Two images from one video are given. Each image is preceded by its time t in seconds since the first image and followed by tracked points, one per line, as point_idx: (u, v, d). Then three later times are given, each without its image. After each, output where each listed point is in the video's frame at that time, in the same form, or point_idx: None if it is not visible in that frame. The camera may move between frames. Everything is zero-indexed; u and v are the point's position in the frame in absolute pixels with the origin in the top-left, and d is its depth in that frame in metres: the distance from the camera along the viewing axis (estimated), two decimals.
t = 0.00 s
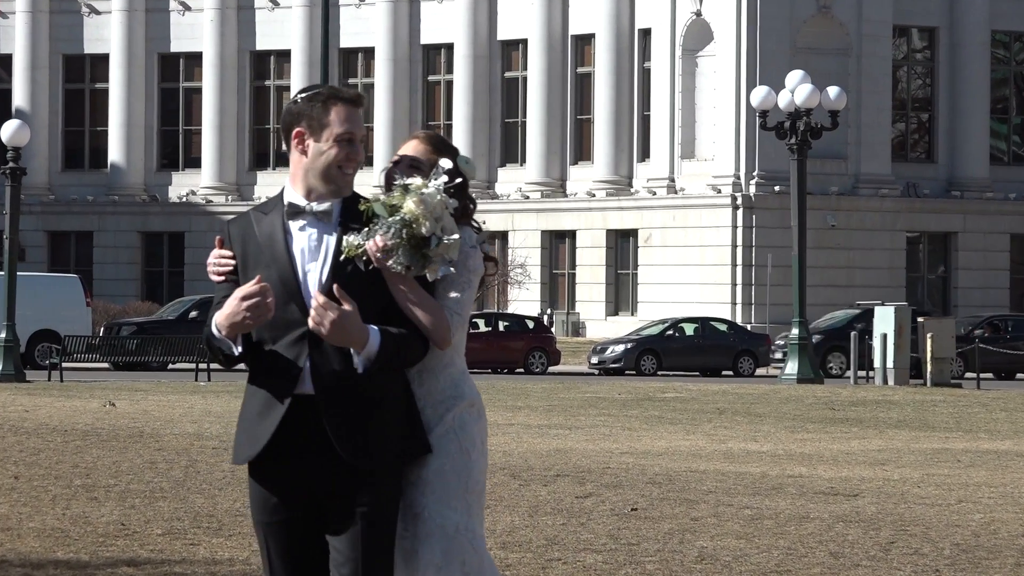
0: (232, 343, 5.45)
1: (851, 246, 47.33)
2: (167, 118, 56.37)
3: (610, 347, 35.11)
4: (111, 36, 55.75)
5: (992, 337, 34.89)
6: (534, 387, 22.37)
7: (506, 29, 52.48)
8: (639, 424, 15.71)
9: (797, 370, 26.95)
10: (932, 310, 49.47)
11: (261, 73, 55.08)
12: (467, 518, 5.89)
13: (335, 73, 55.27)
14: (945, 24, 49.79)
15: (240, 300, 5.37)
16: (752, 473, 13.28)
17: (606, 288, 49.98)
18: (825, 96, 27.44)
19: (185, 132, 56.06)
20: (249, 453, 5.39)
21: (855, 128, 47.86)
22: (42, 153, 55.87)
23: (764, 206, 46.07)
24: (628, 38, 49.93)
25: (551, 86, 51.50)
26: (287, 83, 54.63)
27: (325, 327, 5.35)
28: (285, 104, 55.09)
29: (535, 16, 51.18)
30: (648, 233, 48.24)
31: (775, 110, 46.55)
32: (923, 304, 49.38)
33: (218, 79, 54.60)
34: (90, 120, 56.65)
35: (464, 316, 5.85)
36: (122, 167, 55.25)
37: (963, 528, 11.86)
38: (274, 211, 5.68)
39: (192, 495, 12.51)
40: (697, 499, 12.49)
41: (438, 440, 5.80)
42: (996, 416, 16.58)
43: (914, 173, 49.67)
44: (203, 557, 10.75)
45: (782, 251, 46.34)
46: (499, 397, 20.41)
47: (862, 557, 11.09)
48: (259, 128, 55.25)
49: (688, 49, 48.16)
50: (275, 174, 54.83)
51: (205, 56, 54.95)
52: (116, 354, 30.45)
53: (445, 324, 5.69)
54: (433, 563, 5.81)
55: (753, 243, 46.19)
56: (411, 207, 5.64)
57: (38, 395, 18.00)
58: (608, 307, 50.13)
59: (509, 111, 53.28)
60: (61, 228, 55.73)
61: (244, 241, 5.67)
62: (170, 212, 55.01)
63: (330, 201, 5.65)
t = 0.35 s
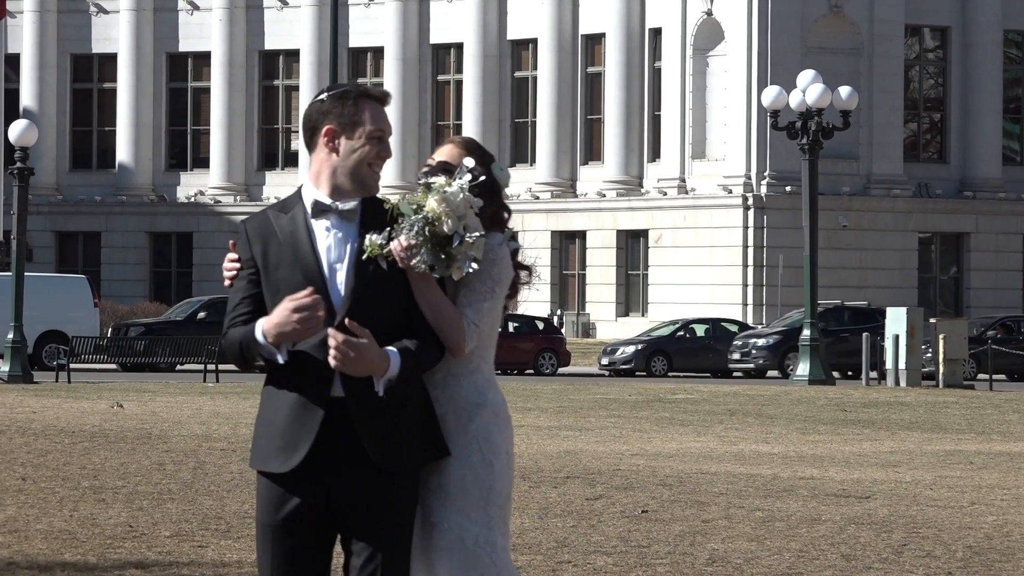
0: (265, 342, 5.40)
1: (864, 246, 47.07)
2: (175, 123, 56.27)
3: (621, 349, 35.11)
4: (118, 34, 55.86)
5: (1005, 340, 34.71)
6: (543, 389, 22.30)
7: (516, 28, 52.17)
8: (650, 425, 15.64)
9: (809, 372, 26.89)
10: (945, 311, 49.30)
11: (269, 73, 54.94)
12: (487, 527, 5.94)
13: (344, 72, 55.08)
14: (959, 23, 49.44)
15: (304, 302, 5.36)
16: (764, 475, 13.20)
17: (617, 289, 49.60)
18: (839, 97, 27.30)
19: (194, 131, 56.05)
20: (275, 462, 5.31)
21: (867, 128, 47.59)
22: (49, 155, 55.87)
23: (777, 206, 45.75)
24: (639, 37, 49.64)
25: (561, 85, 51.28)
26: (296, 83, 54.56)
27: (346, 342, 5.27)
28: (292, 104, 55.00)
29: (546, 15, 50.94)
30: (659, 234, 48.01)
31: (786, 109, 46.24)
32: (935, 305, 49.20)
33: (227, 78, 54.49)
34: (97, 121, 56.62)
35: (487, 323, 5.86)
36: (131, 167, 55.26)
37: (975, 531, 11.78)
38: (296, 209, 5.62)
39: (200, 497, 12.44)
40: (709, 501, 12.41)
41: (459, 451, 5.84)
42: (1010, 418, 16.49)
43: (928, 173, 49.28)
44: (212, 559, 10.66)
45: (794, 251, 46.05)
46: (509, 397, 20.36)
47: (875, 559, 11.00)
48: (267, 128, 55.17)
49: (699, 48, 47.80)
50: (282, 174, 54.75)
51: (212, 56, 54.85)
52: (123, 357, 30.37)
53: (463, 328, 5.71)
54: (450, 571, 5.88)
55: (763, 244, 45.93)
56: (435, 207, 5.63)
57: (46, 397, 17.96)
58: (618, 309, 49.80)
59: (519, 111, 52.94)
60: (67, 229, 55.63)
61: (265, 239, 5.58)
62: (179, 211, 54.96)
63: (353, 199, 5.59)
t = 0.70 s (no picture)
0: (307, 351, 5.25)
1: (883, 245, 46.63)
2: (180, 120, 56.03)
3: (635, 351, 34.78)
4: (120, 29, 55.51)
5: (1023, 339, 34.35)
6: (557, 392, 22.05)
7: (527, 23, 51.63)
8: (664, 429, 15.39)
9: (828, 373, 26.65)
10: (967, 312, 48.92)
11: (276, 69, 54.66)
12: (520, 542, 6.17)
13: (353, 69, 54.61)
14: (979, 18, 49.00)
15: (363, 328, 5.20)
16: (780, 479, 12.94)
17: (630, 289, 49.23)
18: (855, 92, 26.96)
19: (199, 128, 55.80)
20: (298, 466, 5.27)
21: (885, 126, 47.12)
22: (51, 152, 55.55)
23: (794, 204, 45.33)
24: (652, 33, 49.13)
25: (574, 82, 50.74)
26: (304, 79, 54.26)
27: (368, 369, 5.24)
28: (299, 100, 54.70)
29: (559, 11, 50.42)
30: (674, 232, 47.51)
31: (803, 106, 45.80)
32: (956, 305, 48.84)
33: (233, 73, 54.19)
34: (101, 117, 56.40)
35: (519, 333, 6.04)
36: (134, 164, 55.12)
37: (998, 536, 11.51)
38: (314, 202, 5.57)
39: (205, 502, 12.19)
40: (725, 506, 12.15)
41: (502, 463, 6.08)
42: None
43: (948, 172, 48.83)
44: (217, 565, 10.39)
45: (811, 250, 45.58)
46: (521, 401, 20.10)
47: (895, 566, 10.72)
48: (274, 124, 54.88)
49: (714, 44, 47.29)
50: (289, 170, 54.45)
51: (218, 52, 54.56)
52: (128, 358, 30.22)
53: (493, 336, 5.96)
54: None
55: (781, 243, 45.48)
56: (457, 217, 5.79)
57: (50, 400, 17.72)
58: (632, 309, 49.32)
59: (531, 107, 52.38)
60: (69, 227, 55.33)
61: (278, 234, 5.49)
62: (184, 210, 54.61)
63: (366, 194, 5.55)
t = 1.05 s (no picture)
0: (345, 365, 5.25)
1: (904, 245, 46.24)
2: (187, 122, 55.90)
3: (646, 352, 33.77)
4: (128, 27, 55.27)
5: None
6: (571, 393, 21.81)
7: (541, 19, 51.01)
8: (680, 432, 15.18)
9: (847, 375, 26.47)
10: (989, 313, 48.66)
11: (285, 66, 54.41)
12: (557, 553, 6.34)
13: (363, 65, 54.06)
14: (1001, 13, 48.58)
15: (410, 354, 5.27)
16: (799, 483, 12.73)
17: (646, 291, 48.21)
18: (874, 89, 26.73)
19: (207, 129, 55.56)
20: (317, 470, 5.31)
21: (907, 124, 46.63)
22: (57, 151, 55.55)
23: (813, 203, 44.83)
24: (669, 30, 48.58)
25: (590, 79, 49.89)
26: (313, 75, 53.98)
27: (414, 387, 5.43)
28: (309, 97, 54.46)
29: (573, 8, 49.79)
30: (691, 233, 46.94)
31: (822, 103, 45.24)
32: (978, 306, 48.60)
33: (241, 70, 53.87)
34: (106, 115, 56.22)
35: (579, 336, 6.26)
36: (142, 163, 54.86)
37: (1022, 542, 11.27)
38: (324, 198, 5.55)
39: (214, 506, 11.99)
40: (742, 511, 11.94)
41: (541, 471, 6.26)
42: None
43: (969, 170, 48.46)
44: (227, 569, 10.17)
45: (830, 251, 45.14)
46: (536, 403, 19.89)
47: (916, 572, 10.48)
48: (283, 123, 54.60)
49: (732, 41, 46.65)
50: (297, 168, 54.16)
51: (226, 49, 54.28)
52: (135, 358, 30.10)
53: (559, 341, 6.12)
54: None
55: (799, 243, 44.95)
56: (519, 227, 6.15)
57: (56, 402, 17.54)
58: (649, 310, 48.35)
59: (545, 105, 51.63)
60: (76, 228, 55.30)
61: (289, 235, 5.42)
62: (191, 209, 54.37)
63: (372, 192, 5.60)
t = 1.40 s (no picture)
0: (363, 380, 5.26)
1: (927, 245, 45.80)
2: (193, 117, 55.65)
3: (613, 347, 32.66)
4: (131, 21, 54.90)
5: None
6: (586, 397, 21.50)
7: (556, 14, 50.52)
8: (699, 437, 14.88)
9: (869, 379, 26.19)
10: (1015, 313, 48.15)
11: (295, 62, 54.17)
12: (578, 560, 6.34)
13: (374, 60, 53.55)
14: None
15: (423, 381, 5.38)
16: (820, 489, 12.42)
17: (664, 292, 47.97)
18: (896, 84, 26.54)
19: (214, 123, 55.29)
20: (329, 480, 5.34)
21: (930, 122, 46.15)
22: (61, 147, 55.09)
23: (834, 202, 44.35)
24: (687, 25, 48.10)
25: (605, 74, 49.52)
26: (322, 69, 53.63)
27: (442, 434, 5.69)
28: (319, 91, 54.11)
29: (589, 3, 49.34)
30: (709, 232, 46.47)
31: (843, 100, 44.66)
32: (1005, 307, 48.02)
33: (249, 63, 53.54)
34: (111, 112, 55.97)
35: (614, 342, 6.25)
36: (146, 160, 54.59)
37: None
38: (320, 195, 5.52)
39: (220, 512, 11.69)
40: (762, 518, 11.63)
41: (563, 478, 6.26)
42: None
43: (995, 168, 47.82)
44: None
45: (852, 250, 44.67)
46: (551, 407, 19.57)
47: None
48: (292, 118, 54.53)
49: (751, 36, 46.20)
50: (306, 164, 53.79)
51: (234, 42, 53.93)
52: (141, 361, 29.72)
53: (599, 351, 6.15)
54: None
55: (820, 243, 44.48)
56: (555, 234, 6.08)
57: (59, 406, 17.25)
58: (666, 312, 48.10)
59: (560, 101, 51.15)
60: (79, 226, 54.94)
61: (293, 240, 5.37)
62: (198, 208, 54.01)
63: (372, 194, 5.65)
